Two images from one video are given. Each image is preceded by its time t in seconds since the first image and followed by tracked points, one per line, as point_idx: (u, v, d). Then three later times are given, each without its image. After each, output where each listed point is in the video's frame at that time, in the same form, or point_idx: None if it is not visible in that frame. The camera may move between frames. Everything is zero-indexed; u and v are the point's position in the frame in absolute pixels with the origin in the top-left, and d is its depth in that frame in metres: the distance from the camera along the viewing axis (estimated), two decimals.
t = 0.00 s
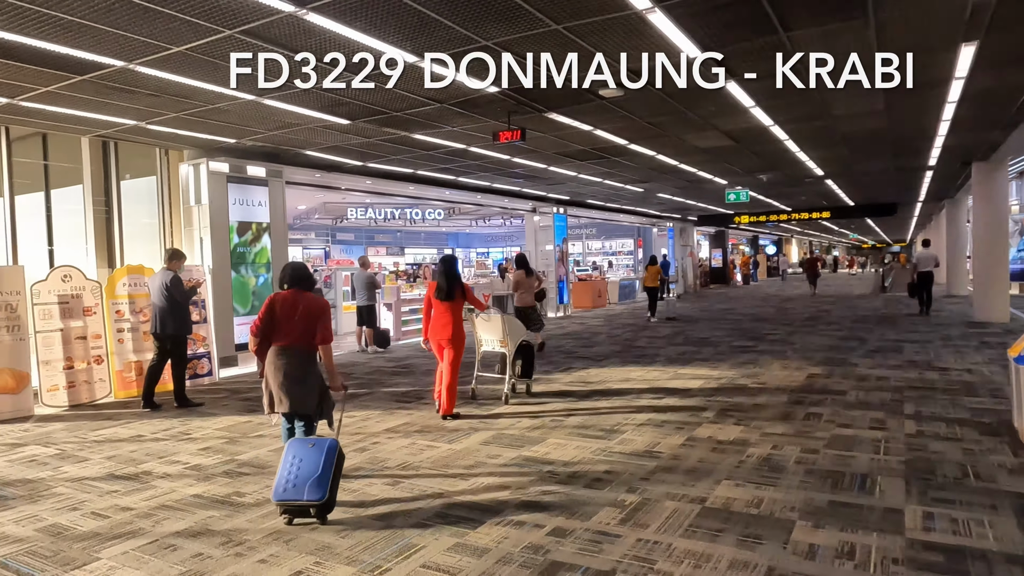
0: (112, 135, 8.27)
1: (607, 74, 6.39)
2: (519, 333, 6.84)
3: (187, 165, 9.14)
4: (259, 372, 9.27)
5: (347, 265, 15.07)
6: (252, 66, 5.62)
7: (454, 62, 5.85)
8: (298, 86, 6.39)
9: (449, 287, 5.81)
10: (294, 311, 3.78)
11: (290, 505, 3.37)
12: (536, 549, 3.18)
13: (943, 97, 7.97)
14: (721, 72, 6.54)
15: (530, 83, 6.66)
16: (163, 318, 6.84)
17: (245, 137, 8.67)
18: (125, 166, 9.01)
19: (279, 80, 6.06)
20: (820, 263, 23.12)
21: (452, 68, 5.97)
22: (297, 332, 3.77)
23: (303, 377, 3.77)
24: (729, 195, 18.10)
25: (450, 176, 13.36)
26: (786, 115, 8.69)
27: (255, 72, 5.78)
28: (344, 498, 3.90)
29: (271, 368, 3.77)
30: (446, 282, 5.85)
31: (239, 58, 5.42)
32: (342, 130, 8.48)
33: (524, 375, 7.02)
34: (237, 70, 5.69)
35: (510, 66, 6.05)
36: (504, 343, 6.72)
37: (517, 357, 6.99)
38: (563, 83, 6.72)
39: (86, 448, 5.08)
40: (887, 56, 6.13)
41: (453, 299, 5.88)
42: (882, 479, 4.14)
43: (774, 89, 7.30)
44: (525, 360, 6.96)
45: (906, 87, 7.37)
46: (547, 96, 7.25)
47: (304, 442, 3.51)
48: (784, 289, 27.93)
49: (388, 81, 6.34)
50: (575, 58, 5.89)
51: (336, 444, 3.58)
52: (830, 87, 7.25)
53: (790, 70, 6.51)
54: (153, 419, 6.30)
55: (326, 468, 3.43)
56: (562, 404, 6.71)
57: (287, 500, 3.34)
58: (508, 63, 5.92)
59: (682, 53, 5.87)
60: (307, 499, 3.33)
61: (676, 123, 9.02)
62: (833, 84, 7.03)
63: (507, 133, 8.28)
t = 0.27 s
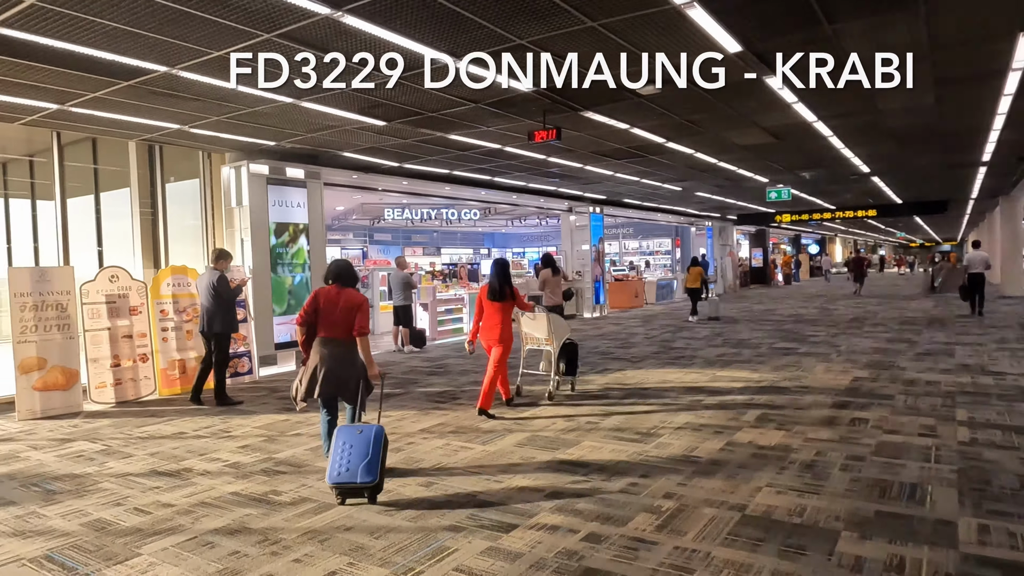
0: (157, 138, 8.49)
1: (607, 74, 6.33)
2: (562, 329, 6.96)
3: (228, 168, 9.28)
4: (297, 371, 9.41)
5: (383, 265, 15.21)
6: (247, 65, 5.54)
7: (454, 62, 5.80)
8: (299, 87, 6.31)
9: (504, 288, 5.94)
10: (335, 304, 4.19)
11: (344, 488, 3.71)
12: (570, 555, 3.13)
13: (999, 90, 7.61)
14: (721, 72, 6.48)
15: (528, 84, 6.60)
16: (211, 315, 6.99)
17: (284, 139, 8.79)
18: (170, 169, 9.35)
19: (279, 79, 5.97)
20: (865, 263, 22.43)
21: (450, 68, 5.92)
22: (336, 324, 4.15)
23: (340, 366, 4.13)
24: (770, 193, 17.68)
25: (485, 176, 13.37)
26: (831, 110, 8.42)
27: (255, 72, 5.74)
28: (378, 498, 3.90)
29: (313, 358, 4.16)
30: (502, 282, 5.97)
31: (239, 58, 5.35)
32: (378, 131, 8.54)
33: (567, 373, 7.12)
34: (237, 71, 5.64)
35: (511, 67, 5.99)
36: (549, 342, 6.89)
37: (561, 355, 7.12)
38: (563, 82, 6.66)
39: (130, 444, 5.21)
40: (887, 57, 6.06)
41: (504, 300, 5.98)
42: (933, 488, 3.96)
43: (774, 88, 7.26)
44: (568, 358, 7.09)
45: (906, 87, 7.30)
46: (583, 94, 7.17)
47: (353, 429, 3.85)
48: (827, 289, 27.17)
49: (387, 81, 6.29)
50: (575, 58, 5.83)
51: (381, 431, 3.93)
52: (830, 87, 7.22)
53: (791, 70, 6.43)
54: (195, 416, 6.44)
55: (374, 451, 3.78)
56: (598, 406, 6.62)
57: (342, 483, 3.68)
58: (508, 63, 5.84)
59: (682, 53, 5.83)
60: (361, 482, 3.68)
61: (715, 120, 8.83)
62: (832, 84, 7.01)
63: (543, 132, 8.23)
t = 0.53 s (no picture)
0: (178, 140, 8.60)
1: (607, 74, 6.28)
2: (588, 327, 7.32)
3: (247, 169, 9.40)
4: (315, 371, 9.47)
5: (400, 265, 15.26)
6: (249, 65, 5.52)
7: (454, 62, 5.76)
8: (298, 86, 6.26)
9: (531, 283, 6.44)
10: (365, 307, 4.32)
11: (373, 472, 4.05)
12: (586, 559, 3.09)
13: None
14: (722, 72, 6.44)
15: (529, 83, 6.55)
16: (233, 315, 7.09)
17: (301, 140, 8.85)
18: (191, 171, 9.46)
19: (278, 80, 5.93)
20: (888, 263, 22.08)
21: (451, 68, 5.89)
22: (367, 326, 4.29)
23: (372, 368, 4.26)
24: (790, 193, 17.46)
25: (502, 176, 13.36)
26: (853, 108, 8.28)
27: (255, 72, 5.70)
28: (393, 499, 3.90)
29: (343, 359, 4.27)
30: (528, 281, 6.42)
31: (238, 58, 5.32)
32: (395, 132, 8.57)
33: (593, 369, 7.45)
34: (237, 71, 5.61)
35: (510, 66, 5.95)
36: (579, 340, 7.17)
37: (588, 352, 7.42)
38: (563, 82, 6.61)
39: (150, 443, 5.27)
40: (887, 56, 6.02)
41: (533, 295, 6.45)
42: (959, 495, 3.87)
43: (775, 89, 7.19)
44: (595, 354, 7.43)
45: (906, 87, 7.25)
46: (601, 94, 7.12)
47: (381, 419, 4.19)
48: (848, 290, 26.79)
49: (388, 81, 6.24)
50: (575, 58, 5.78)
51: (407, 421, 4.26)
52: (830, 87, 7.18)
53: (791, 70, 6.38)
54: (213, 415, 6.49)
55: (400, 440, 4.10)
56: (615, 408, 6.57)
57: (371, 468, 4.01)
58: (508, 63, 5.81)
59: (682, 53, 5.80)
60: (389, 466, 4.01)
61: (734, 119, 8.73)
62: (833, 84, 6.95)
63: (559, 132, 8.20)
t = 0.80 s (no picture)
0: (194, 141, 8.67)
1: (607, 75, 6.26)
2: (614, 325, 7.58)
3: (262, 169, 9.48)
4: (329, 370, 9.51)
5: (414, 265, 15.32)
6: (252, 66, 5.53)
7: (454, 62, 5.74)
8: (297, 86, 6.23)
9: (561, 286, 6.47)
10: (388, 300, 4.87)
11: (400, 457, 4.41)
12: (597, 562, 3.07)
13: None
14: (721, 72, 6.42)
15: (530, 83, 6.53)
16: (251, 316, 7.25)
17: (316, 141, 8.90)
18: (207, 171, 9.48)
19: (276, 80, 5.92)
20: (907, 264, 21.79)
21: (451, 68, 5.87)
22: (390, 317, 4.86)
23: (398, 355, 4.86)
24: (806, 193, 17.28)
25: (516, 176, 13.35)
26: (871, 106, 8.18)
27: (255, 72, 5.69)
28: (404, 499, 3.90)
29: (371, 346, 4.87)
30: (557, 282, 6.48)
31: (238, 58, 5.31)
32: (408, 132, 8.59)
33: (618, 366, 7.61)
34: (237, 71, 5.60)
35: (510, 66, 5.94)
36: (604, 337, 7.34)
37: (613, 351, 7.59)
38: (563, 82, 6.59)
39: (166, 441, 5.32)
40: (886, 56, 6.03)
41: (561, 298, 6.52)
42: (979, 500, 3.80)
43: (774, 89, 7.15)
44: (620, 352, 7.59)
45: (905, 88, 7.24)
46: (614, 93, 7.09)
47: (404, 408, 4.54)
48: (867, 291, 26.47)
49: (388, 81, 6.22)
50: (575, 58, 5.77)
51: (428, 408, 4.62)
52: (829, 87, 7.16)
53: (790, 70, 6.36)
54: (228, 414, 6.54)
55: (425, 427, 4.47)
56: (628, 409, 6.53)
57: (399, 454, 4.37)
58: (508, 63, 5.80)
59: (682, 53, 5.78)
60: (414, 452, 4.38)
61: (750, 118, 8.65)
62: (833, 84, 6.93)
63: (573, 132, 8.18)
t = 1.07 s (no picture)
0: (221, 143, 8.82)
1: (607, 75, 6.18)
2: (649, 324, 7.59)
3: (287, 171, 9.67)
4: (351, 370, 9.60)
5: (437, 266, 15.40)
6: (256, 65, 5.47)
7: (455, 62, 5.68)
8: (298, 87, 6.16)
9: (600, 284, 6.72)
10: (414, 303, 5.00)
11: (430, 443, 4.78)
12: (616, 565, 3.06)
13: None
14: (722, 72, 6.35)
15: (530, 83, 6.47)
16: (279, 314, 7.35)
17: (340, 143, 9.00)
18: (233, 173, 9.65)
19: (276, 80, 5.87)
20: (939, 264, 21.32)
21: (451, 69, 5.80)
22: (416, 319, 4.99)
23: (426, 354, 5.01)
24: (833, 192, 16.99)
25: (538, 177, 13.34)
26: (900, 104, 8.01)
27: (256, 72, 5.64)
28: (425, 499, 3.92)
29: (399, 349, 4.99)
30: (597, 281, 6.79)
31: (238, 58, 5.25)
32: (430, 133, 8.63)
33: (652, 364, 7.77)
34: (237, 71, 5.54)
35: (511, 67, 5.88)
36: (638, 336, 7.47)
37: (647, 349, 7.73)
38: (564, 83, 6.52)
39: (192, 439, 5.42)
40: (886, 57, 5.97)
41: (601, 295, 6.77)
42: (1011, 508, 3.70)
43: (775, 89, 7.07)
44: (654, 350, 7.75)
45: (906, 87, 7.17)
46: (637, 93, 7.05)
47: (433, 398, 4.86)
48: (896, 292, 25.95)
49: (388, 81, 6.15)
50: (575, 58, 5.71)
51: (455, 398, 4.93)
52: (829, 87, 7.06)
53: (791, 70, 6.29)
54: (252, 413, 6.64)
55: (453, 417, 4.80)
56: (649, 411, 6.49)
57: (429, 441, 4.74)
58: (508, 63, 5.73)
59: (682, 53, 5.70)
60: (443, 439, 4.74)
61: (775, 117, 8.53)
62: (833, 84, 6.85)
63: (594, 132, 8.16)
